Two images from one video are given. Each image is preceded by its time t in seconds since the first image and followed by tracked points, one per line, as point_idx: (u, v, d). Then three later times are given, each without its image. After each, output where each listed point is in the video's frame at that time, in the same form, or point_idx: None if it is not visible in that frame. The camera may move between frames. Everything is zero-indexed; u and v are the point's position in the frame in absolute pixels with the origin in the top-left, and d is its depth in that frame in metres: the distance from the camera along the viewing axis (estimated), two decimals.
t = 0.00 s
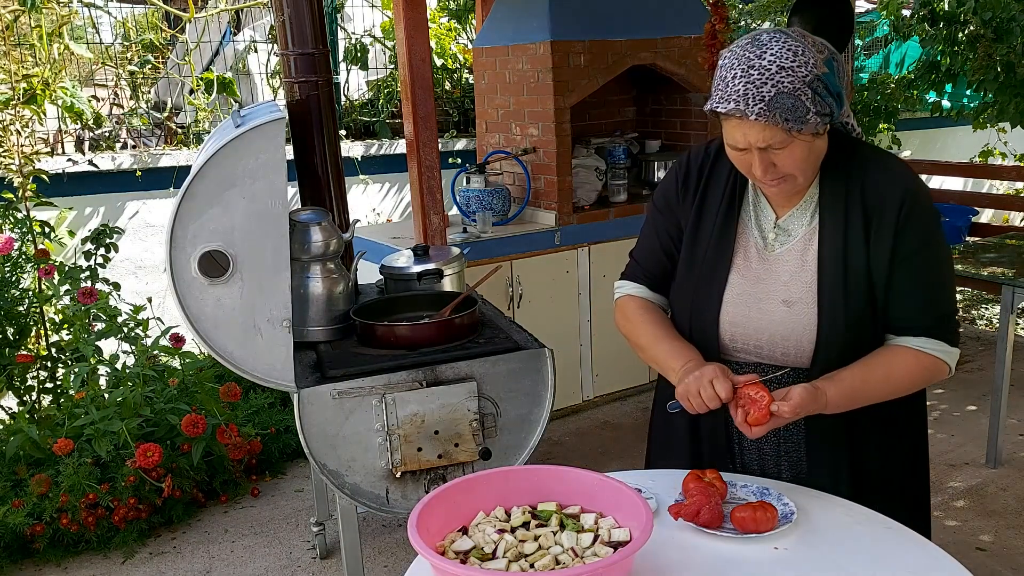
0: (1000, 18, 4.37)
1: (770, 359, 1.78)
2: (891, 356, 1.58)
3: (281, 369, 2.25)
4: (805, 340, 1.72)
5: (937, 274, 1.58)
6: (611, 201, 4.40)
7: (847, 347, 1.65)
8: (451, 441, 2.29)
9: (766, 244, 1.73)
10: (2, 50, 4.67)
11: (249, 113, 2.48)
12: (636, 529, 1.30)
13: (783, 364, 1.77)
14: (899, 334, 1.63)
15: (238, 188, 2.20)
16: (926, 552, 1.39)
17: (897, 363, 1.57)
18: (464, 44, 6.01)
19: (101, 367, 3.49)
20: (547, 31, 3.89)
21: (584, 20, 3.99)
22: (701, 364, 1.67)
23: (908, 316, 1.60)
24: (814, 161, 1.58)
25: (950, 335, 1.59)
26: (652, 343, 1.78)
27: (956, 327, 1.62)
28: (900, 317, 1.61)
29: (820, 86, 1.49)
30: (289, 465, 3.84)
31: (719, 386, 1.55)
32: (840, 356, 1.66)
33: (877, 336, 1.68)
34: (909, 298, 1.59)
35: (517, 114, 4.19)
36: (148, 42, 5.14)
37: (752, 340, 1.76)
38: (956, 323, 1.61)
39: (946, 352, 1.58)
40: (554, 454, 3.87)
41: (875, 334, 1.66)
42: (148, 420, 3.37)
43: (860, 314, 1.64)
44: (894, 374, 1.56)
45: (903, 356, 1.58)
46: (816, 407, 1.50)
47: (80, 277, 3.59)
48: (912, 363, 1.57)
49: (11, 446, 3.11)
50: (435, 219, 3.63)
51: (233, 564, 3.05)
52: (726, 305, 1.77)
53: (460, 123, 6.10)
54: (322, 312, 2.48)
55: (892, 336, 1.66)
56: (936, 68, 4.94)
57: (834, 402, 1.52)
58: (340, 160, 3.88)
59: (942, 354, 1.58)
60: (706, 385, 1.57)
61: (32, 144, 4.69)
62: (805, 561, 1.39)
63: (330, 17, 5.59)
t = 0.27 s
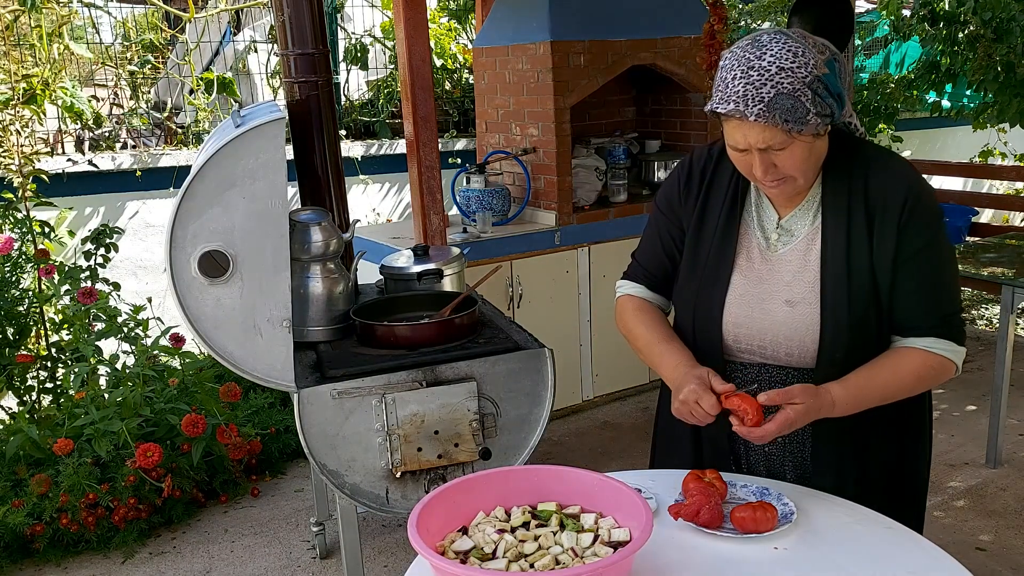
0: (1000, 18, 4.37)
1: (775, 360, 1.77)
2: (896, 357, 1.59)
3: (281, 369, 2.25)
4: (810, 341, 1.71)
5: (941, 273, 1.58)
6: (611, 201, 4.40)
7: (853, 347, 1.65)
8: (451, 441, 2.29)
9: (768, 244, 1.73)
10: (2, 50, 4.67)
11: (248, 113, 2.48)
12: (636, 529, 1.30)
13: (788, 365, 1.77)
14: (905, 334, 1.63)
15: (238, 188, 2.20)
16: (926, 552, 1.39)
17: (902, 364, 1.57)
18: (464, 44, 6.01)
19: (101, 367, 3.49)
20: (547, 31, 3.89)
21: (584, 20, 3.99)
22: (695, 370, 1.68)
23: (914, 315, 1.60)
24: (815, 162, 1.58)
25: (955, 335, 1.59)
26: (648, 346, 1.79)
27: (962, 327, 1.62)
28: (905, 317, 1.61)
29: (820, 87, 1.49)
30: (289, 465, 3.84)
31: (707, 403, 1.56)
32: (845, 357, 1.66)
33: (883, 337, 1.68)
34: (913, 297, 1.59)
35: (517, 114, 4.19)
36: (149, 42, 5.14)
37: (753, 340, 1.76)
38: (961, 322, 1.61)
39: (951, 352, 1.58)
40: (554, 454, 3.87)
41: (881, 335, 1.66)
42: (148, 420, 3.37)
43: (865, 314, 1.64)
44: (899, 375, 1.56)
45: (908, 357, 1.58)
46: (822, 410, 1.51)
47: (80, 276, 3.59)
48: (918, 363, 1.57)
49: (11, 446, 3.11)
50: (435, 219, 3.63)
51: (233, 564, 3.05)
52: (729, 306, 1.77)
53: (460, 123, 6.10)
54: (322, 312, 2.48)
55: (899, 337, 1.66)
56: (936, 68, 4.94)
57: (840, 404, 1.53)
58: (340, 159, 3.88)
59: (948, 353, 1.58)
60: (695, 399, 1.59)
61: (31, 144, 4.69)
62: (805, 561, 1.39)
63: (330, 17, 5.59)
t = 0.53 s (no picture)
0: (1000, 18, 4.37)
1: (776, 360, 1.77)
2: (897, 356, 1.59)
3: (281, 369, 2.25)
4: (811, 340, 1.71)
5: (943, 272, 1.58)
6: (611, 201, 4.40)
7: (854, 346, 1.65)
8: (451, 441, 2.29)
9: (769, 243, 1.73)
10: (2, 50, 4.67)
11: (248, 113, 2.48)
12: (636, 529, 1.30)
13: (789, 365, 1.76)
14: (906, 333, 1.63)
15: (238, 188, 2.20)
16: (926, 551, 1.39)
17: (902, 363, 1.57)
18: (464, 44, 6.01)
19: (101, 367, 3.49)
20: (547, 31, 3.89)
21: (584, 20, 3.99)
22: (695, 374, 1.67)
23: (915, 315, 1.60)
24: (815, 162, 1.58)
25: (956, 334, 1.59)
26: (649, 346, 1.79)
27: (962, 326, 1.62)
28: (906, 316, 1.61)
29: (819, 87, 1.49)
30: (289, 465, 3.84)
31: (706, 408, 1.56)
32: (846, 356, 1.66)
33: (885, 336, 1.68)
34: (914, 297, 1.59)
35: (517, 114, 4.19)
36: (149, 42, 5.14)
37: (753, 340, 1.76)
38: (962, 322, 1.60)
39: (952, 350, 1.58)
40: (554, 454, 3.87)
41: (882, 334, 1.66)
42: (148, 420, 3.37)
43: (866, 314, 1.64)
44: (899, 374, 1.56)
45: (909, 356, 1.58)
46: (815, 406, 1.51)
47: (80, 277, 3.59)
48: (918, 363, 1.57)
49: (11, 446, 3.11)
50: (435, 219, 3.63)
51: (233, 564, 3.05)
52: (730, 306, 1.77)
53: (460, 123, 6.10)
54: (322, 312, 2.48)
55: (899, 336, 1.66)
56: (936, 68, 4.94)
57: (835, 399, 1.53)
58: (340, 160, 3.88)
59: (948, 352, 1.58)
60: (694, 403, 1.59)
61: (32, 144, 4.70)
62: (805, 561, 1.39)
63: (330, 17, 5.59)
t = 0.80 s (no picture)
0: (1000, 18, 4.37)
1: (776, 360, 1.77)
2: (895, 356, 1.59)
3: (281, 369, 2.25)
4: (810, 341, 1.71)
5: (941, 273, 1.59)
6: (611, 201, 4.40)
7: (853, 346, 1.65)
8: (451, 441, 2.29)
9: (768, 243, 1.73)
10: (2, 50, 4.68)
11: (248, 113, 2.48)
12: (636, 529, 1.30)
13: (789, 365, 1.76)
14: (904, 333, 1.63)
15: (238, 188, 2.20)
16: (925, 551, 1.39)
17: (901, 363, 1.57)
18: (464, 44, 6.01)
19: (101, 367, 3.49)
20: (547, 31, 3.89)
21: (584, 20, 3.99)
22: (696, 372, 1.67)
23: (913, 315, 1.60)
24: (813, 161, 1.58)
25: (954, 334, 1.59)
26: (648, 346, 1.79)
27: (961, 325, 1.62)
28: (904, 315, 1.61)
29: (817, 86, 1.49)
30: (289, 465, 3.84)
31: (707, 404, 1.56)
32: (845, 356, 1.66)
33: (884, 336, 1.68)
34: (913, 297, 1.59)
35: (517, 114, 4.19)
36: (148, 43, 5.14)
37: (753, 340, 1.76)
38: (960, 321, 1.61)
39: (950, 351, 1.58)
40: (554, 454, 3.87)
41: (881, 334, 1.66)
42: (148, 420, 3.37)
43: (865, 313, 1.64)
44: (898, 373, 1.57)
45: (907, 357, 1.58)
46: (814, 406, 1.51)
47: (80, 277, 3.59)
48: (916, 363, 1.57)
49: (11, 446, 3.11)
50: (435, 219, 3.63)
51: (233, 564, 3.05)
52: (730, 306, 1.77)
53: (460, 123, 6.11)
54: (322, 312, 2.48)
55: (897, 335, 1.66)
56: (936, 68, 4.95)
57: (834, 400, 1.53)
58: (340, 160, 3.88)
59: (947, 352, 1.58)
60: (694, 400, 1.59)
61: (31, 144, 4.70)
62: (804, 561, 1.39)
63: (330, 17, 5.59)
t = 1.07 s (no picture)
0: (1000, 18, 4.37)
1: (775, 360, 1.77)
2: (893, 357, 1.59)
3: (281, 369, 2.25)
4: (809, 341, 1.71)
5: (939, 273, 1.59)
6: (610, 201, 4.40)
7: (853, 347, 1.65)
8: (451, 441, 2.29)
9: (767, 243, 1.73)
10: (2, 50, 4.68)
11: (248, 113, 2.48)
12: (636, 529, 1.30)
13: (788, 365, 1.76)
14: (902, 334, 1.63)
15: (238, 188, 2.20)
16: (925, 551, 1.39)
17: (899, 363, 1.58)
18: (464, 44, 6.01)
19: (100, 367, 3.49)
20: (547, 31, 3.89)
21: (584, 20, 3.99)
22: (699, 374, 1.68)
23: (912, 315, 1.60)
24: (811, 162, 1.58)
25: (952, 334, 1.59)
26: (649, 347, 1.79)
27: (959, 326, 1.62)
28: (903, 316, 1.61)
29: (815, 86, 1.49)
30: (289, 465, 3.84)
31: (710, 405, 1.56)
32: (844, 357, 1.66)
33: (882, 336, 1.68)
34: (911, 297, 1.59)
35: (517, 114, 4.19)
36: (149, 42, 5.14)
37: (752, 340, 1.76)
38: (959, 322, 1.61)
39: (948, 351, 1.58)
40: (554, 454, 3.87)
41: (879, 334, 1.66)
42: (148, 420, 3.37)
43: (864, 314, 1.64)
44: (896, 374, 1.57)
45: (905, 357, 1.58)
46: (813, 409, 1.51)
47: (80, 277, 3.59)
48: (913, 364, 1.57)
49: (11, 446, 3.11)
50: (435, 219, 3.63)
51: (233, 564, 3.05)
52: (729, 307, 1.77)
53: (460, 123, 6.10)
54: (322, 312, 2.48)
55: (895, 336, 1.66)
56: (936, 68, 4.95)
57: (832, 402, 1.53)
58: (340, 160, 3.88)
59: (944, 353, 1.58)
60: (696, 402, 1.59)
61: (31, 144, 4.70)
62: (804, 561, 1.39)
63: (330, 17, 5.59)
